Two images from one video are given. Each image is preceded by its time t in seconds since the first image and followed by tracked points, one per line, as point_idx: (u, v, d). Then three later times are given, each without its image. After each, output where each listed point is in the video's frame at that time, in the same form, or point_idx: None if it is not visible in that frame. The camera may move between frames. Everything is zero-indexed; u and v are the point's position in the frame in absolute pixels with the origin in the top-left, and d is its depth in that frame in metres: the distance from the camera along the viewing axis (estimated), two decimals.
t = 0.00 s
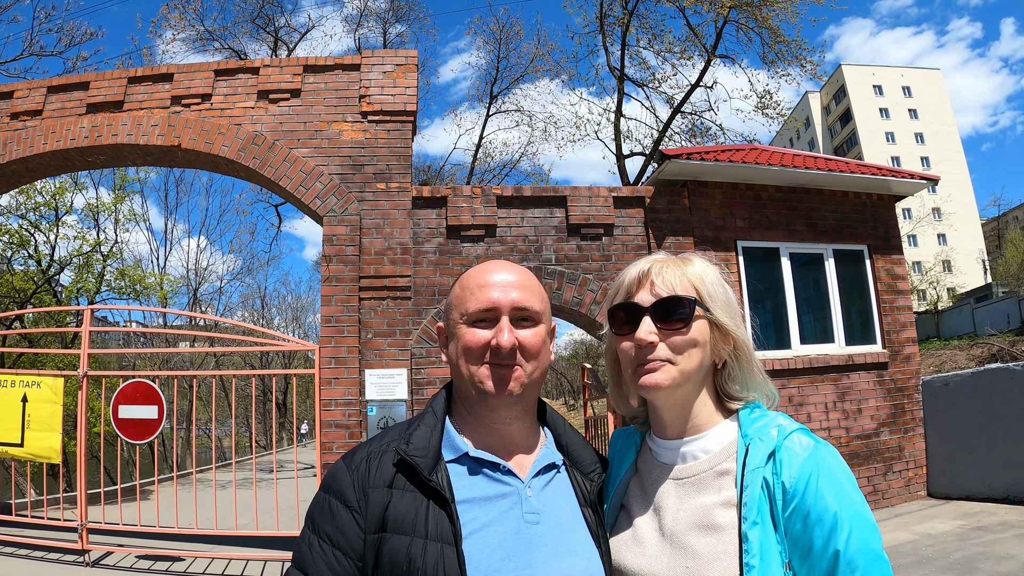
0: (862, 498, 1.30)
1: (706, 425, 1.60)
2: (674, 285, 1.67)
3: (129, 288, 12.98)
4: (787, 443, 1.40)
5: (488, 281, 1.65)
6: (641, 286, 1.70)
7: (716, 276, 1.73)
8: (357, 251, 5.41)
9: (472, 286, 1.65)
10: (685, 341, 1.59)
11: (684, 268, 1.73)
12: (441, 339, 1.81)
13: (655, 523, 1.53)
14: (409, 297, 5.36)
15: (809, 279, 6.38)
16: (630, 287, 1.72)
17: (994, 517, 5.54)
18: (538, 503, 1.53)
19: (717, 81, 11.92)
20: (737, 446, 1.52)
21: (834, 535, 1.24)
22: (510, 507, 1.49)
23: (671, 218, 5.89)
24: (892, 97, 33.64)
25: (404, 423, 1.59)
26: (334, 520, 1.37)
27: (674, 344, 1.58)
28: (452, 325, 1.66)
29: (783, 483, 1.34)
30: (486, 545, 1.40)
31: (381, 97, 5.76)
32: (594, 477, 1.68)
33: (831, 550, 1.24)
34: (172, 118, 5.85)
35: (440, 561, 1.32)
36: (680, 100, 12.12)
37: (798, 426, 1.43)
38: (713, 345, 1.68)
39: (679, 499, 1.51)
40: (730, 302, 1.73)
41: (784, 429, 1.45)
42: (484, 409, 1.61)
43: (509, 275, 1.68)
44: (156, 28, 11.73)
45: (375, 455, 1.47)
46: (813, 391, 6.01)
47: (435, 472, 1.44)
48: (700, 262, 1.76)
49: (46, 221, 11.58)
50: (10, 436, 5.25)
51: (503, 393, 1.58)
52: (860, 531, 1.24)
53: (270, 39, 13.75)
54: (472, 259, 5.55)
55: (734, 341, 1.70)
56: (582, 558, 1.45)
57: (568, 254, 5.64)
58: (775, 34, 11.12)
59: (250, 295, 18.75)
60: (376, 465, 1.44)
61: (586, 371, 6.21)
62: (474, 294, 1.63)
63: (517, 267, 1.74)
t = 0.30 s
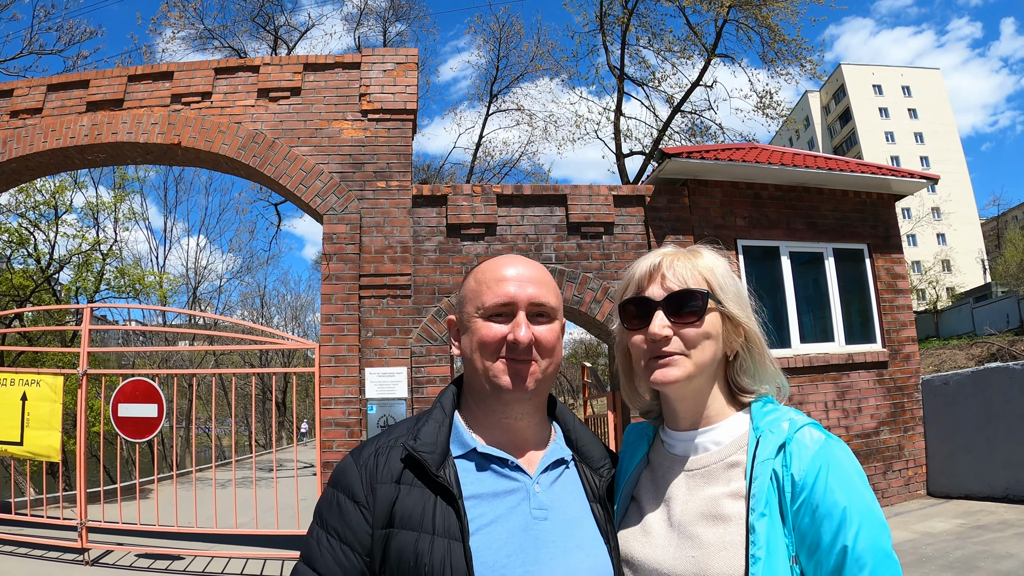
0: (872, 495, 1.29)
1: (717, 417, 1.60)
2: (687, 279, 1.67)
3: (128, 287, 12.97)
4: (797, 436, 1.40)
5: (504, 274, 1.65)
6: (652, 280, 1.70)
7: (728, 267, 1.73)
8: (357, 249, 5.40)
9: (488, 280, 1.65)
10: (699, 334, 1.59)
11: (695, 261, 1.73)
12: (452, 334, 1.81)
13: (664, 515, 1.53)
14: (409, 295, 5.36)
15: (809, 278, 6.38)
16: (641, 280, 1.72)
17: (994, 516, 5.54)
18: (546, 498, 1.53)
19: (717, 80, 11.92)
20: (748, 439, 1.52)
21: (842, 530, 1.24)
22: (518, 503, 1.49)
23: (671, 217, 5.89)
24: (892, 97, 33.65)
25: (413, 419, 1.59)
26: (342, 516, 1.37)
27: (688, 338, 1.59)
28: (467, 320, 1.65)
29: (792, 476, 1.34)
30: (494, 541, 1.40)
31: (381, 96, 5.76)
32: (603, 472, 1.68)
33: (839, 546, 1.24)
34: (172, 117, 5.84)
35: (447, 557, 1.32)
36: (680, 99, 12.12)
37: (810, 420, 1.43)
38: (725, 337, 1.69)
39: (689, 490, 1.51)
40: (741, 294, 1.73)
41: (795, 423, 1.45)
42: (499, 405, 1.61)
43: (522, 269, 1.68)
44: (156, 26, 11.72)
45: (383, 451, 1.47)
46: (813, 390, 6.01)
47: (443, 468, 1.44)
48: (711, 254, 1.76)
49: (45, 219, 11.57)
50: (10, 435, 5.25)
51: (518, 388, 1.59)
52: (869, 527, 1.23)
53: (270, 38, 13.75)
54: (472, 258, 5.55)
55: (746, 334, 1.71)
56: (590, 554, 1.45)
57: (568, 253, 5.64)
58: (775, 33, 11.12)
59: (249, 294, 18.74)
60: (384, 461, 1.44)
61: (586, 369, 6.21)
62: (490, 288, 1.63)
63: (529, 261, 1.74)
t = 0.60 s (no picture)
0: (865, 483, 1.30)
1: (710, 412, 1.61)
2: (691, 275, 1.67)
3: (128, 285, 12.96)
4: (789, 428, 1.40)
5: (512, 269, 1.65)
6: (656, 276, 1.70)
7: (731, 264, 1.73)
8: (357, 247, 5.40)
9: (496, 275, 1.65)
10: (700, 332, 1.60)
11: (699, 257, 1.73)
12: (457, 328, 1.81)
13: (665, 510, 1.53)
14: (409, 293, 5.36)
15: (809, 278, 6.38)
16: (645, 275, 1.72)
17: (993, 515, 5.55)
18: (551, 493, 1.53)
19: (716, 79, 11.92)
20: (741, 432, 1.52)
21: (836, 520, 1.24)
22: (523, 497, 1.49)
23: (671, 216, 5.89)
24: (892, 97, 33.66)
25: (418, 414, 1.59)
26: (348, 510, 1.37)
27: (690, 335, 1.59)
28: (474, 314, 1.66)
29: (784, 468, 1.34)
30: (500, 534, 1.40)
31: (381, 94, 5.76)
32: (607, 467, 1.68)
33: (834, 536, 1.24)
34: (171, 115, 5.83)
35: (453, 550, 1.32)
36: (680, 98, 12.13)
37: (802, 411, 1.44)
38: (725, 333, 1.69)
39: (686, 486, 1.52)
40: (743, 292, 1.73)
41: (787, 415, 1.45)
42: (505, 400, 1.61)
43: (530, 264, 1.68)
44: (156, 25, 11.71)
45: (389, 445, 1.47)
46: (812, 389, 6.02)
47: (448, 462, 1.44)
48: (715, 251, 1.76)
49: (45, 218, 11.57)
50: (10, 432, 5.25)
51: (525, 383, 1.59)
52: (863, 516, 1.23)
53: (270, 36, 13.75)
54: (472, 256, 5.55)
55: (746, 331, 1.71)
56: (595, 548, 1.45)
57: (567, 251, 5.64)
58: (775, 32, 11.12)
59: (248, 293, 18.73)
60: (390, 455, 1.44)
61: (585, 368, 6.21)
62: (499, 283, 1.64)
63: (537, 256, 1.74)
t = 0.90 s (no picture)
0: (865, 492, 1.29)
1: (710, 418, 1.60)
2: (687, 280, 1.66)
3: (127, 284, 12.95)
4: (789, 436, 1.39)
5: (507, 274, 1.65)
6: (652, 280, 1.69)
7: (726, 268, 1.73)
8: (356, 247, 5.40)
9: (492, 279, 1.64)
10: (698, 338, 1.59)
11: (694, 261, 1.73)
12: (452, 333, 1.81)
13: (661, 517, 1.53)
14: (407, 293, 5.35)
15: (808, 278, 6.38)
16: (641, 281, 1.72)
17: (992, 516, 5.55)
18: (545, 499, 1.53)
19: (716, 79, 11.92)
20: (740, 439, 1.52)
21: (836, 529, 1.23)
22: (517, 503, 1.48)
23: (670, 216, 5.89)
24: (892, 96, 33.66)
25: (412, 419, 1.59)
26: (341, 517, 1.37)
27: (688, 341, 1.59)
28: (469, 318, 1.65)
29: (784, 477, 1.34)
30: (494, 540, 1.40)
31: (380, 93, 5.75)
32: (601, 474, 1.67)
33: (834, 545, 1.23)
34: (170, 114, 5.82)
35: (446, 558, 1.32)
36: (679, 98, 12.12)
37: (801, 419, 1.43)
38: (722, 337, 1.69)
39: (683, 492, 1.51)
40: (739, 296, 1.73)
41: (786, 423, 1.44)
42: (502, 404, 1.61)
43: (525, 269, 1.68)
44: (155, 24, 11.69)
45: (382, 451, 1.46)
46: (811, 390, 6.02)
47: (442, 468, 1.44)
48: (710, 255, 1.75)
49: (44, 217, 11.56)
50: (9, 432, 5.24)
51: (522, 388, 1.58)
52: (864, 526, 1.23)
53: (270, 36, 13.74)
54: (471, 256, 5.54)
55: (742, 335, 1.71)
56: (589, 554, 1.45)
57: (566, 252, 5.64)
58: (774, 32, 11.12)
59: (247, 292, 18.72)
60: (383, 461, 1.44)
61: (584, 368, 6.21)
62: (495, 288, 1.63)
63: (531, 261, 1.74)
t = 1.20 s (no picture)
0: (868, 490, 1.29)
1: (711, 419, 1.60)
2: (686, 279, 1.66)
3: (127, 283, 12.94)
4: (792, 435, 1.39)
5: (505, 272, 1.64)
6: (652, 279, 1.69)
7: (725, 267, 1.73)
8: (355, 246, 5.39)
9: (491, 277, 1.64)
10: (699, 337, 1.59)
11: (693, 259, 1.72)
12: (449, 332, 1.80)
13: (661, 518, 1.53)
14: (407, 292, 5.35)
15: (808, 278, 6.37)
16: (640, 280, 1.71)
17: (991, 515, 5.55)
18: (541, 498, 1.52)
19: (716, 78, 11.92)
20: (742, 439, 1.51)
21: (840, 528, 1.23)
22: (512, 502, 1.48)
23: (669, 215, 5.88)
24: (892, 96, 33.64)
25: (408, 417, 1.59)
26: (336, 515, 1.36)
27: (688, 340, 1.58)
28: (468, 316, 1.64)
29: (788, 476, 1.33)
30: (489, 539, 1.39)
31: (380, 92, 5.75)
32: (598, 472, 1.68)
33: (838, 544, 1.23)
34: (169, 113, 5.82)
35: (441, 556, 1.31)
36: (679, 97, 12.12)
37: (804, 419, 1.43)
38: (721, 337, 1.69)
39: (685, 492, 1.51)
40: (738, 295, 1.72)
41: (789, 423, 1.44)
42: (502, 402, 1.60)
43: (523, 267, 1.68)
44: (155, 23, 11.67)
45: (377, 449, 1.46)
46: (811, 389, 6.02)
47: (437, 467, 1.43)
48: (709, 253, 1.75)
49: (44, 216, 11.55)
50: (9, 431, 5.24)
51: (522, 386, 1.58)
52: (867, 524, 1.23)
53: (269, 35, 13.73)
54: (470, 255, 5.53)
55: (741, 334, 1.70)
56: (585, 554, 1.44)
57: (566, 251, 5.63)
58: (774, 31, 11.11)
59: (247, 291, 18.72)
60: (378, 459, 1.44)
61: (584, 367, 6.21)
62: (494, 286, 1.63)
63: (529, 260, 1.73)
